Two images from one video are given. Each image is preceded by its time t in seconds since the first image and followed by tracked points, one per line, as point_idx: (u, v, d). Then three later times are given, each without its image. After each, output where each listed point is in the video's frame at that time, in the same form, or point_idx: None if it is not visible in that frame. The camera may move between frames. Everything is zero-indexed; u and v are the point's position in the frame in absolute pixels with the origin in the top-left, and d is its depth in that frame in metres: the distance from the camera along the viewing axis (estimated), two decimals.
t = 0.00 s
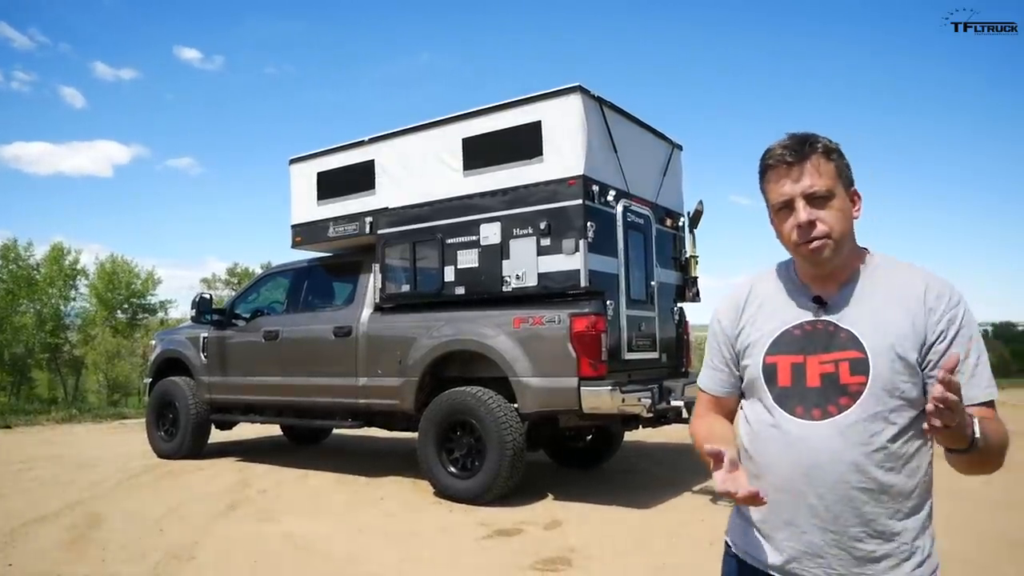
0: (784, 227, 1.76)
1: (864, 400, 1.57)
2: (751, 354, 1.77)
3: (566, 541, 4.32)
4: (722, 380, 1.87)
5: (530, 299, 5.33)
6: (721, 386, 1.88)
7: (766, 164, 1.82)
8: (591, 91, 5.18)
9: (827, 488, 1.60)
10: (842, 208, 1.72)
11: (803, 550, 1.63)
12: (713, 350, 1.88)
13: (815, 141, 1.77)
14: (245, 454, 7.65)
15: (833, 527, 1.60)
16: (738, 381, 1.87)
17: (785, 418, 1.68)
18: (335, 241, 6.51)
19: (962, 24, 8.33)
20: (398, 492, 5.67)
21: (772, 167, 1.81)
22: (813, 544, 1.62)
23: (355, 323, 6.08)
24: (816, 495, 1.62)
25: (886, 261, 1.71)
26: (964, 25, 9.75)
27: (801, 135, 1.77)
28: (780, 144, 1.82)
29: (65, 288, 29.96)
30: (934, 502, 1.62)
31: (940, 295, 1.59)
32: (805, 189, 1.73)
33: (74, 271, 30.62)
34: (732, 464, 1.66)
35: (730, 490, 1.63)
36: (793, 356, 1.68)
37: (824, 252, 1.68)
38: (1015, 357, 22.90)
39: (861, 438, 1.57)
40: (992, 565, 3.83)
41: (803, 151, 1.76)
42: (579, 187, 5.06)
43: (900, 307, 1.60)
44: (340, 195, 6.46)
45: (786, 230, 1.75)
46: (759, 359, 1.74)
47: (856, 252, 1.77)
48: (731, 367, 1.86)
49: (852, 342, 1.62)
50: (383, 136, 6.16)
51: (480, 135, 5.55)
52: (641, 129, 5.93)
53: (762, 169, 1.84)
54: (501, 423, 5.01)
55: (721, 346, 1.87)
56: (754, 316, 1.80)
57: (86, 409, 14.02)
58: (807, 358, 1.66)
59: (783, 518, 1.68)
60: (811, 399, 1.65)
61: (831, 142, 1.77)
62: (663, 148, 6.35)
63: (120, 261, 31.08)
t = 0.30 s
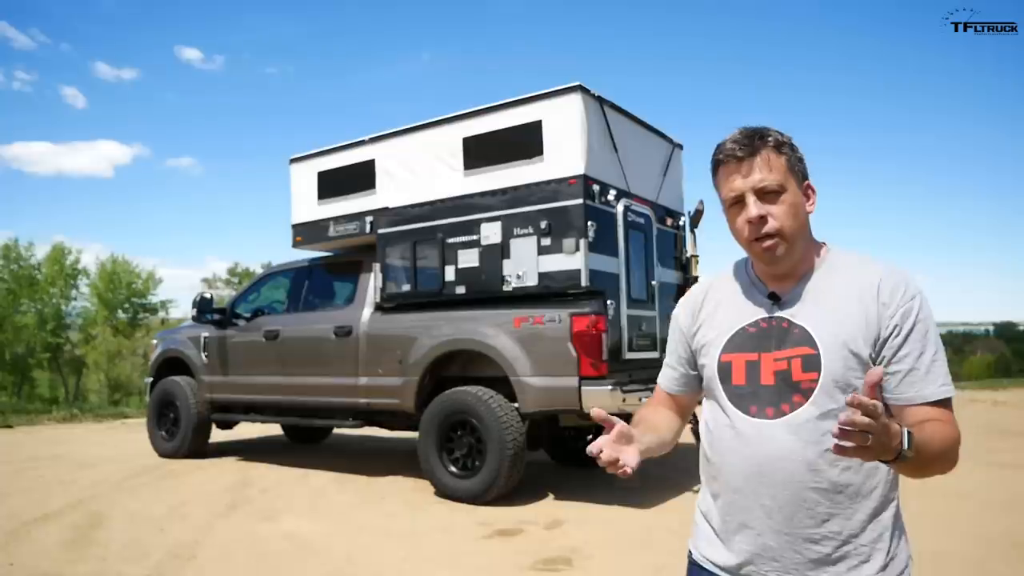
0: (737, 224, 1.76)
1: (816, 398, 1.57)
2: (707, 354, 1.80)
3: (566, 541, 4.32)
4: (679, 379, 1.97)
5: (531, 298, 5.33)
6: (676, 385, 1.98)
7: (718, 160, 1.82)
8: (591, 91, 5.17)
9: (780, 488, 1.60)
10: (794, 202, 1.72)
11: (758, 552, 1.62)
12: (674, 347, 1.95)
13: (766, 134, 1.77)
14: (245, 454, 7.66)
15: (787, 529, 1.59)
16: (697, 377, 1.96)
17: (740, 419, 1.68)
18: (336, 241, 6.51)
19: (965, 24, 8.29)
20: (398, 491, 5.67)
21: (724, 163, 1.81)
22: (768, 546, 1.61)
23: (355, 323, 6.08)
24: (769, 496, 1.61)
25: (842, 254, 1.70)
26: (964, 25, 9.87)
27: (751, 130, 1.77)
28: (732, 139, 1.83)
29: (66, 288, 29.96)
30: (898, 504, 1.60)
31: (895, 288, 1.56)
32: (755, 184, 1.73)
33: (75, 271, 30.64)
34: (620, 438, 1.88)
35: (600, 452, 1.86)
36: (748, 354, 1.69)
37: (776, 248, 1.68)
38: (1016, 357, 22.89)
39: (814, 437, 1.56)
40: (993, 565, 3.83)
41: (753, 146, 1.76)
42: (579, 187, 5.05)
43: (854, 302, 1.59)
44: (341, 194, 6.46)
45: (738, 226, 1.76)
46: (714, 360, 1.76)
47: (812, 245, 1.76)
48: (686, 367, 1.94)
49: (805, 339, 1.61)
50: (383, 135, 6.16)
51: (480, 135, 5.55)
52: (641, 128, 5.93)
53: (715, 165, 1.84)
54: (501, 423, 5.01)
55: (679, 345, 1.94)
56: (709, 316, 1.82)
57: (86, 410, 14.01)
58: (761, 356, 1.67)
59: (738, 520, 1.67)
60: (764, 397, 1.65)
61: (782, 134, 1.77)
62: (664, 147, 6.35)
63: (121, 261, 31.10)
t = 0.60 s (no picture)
0: (694, 227, 1.76)
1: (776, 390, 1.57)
2: (668, 359, 1.79)
3: (569, 541, 4.32)
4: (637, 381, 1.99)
5: (534, 299, 5.32)
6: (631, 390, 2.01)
7: (674, 163, 1.83)
8: (594, 91, 5.17)
9: (749, 485, 1.59)
10: (750, 206, 1.73)
11: (733, 554, 1.60)
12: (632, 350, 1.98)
13: (721, 139, 1.79)
14: (249, 454, 7.67)
15: (759, 528, 1.57)
16: (656, 378, 1.99)
17: (704, 419, 1.67)
18: (340, 242, 6.52)
19: (969, 24, 8.26)
20: (401, 491, 5.68)
21: (680, 166, 1.82)
22: (743, 547, 1.59)
23: (359, 323, 6.08)
24: (739, 495, 1.60)
25: (793, 252, 1.73)
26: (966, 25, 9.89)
27: (707, 134, 1.78)
28: (687, 142, 1.84)
29: (70, 288, 30.02)
30: (870, 495, 1.60)
31: (847, 276, 1.58)
32: (712, 188, 1.74)
33: (79, 271, 30.72)
34: (533, 364, 1.92)
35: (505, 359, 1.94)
36: (709, 354, 1.68)
37: (732, 250, 1.69)
38: (1021, 357, 22.83)
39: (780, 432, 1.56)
40: (998, 565, 3.82)
41: (709, 150, 1.77)
42: (582, 187, 5.05)
43: (809, 293, 1.60)
44: (344, 195, 6.47)
45: (695, 229, 1.76)
46: (674, 367, 1.76)
47: (767, 248, 1.77)
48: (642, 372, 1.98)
49: (763, 333, 1.61)
50: (386, 136, 6.16)
51: (482, 135, 5.55)
52: (644, 129, 5.93)
53: (672, 169, 1.85)
54: (505, 423, 5.01)
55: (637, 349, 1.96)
56: (668, 324, 1.82)
57: (90, 410, 14.05)
58: (722, 356, 1.66)
59: (711, 522, 1.65)
60: (726, 396, 1.64)
61: (736, 140, 1.78)
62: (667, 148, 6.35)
63: (125, 261, 31.19)
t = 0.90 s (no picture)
0: (670, 225, 1.76)
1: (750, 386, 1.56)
2: (648, 362, 1.79)
3: (571, 541, 4.32)
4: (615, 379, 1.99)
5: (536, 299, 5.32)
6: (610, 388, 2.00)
7: (651, 162, 1.82)
8: (596, 91, 5.17)
9: (728, 484, 1.59)
10: (725, 205, 1.73)
11: (714, 555, 1.59)
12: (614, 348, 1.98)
13: (698, 138, 1.78)
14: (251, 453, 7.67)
15: (740, 527, 1.56)
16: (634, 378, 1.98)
17: (683, 420, 1.68)
18: (342, 241, 6.52)
19: (968, 22, 8.19)
20: (402, 491, 5.67)
21: (656, 166, 1.81)
22: (723, 547, 1.58)
23: (361, 323, 6.08)
24: (718, 494, 1.60)
25: (767, 249, 1.73)
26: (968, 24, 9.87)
27: (684, 133, 1.78)
28: (664, 141, 1.83)
29: (73, 288, 30.07)
30: (855, 493, 1.58)
31: (820, 271, 1.58)
32: (688, 186, 1.73)
33: (81, 271, 30.75)
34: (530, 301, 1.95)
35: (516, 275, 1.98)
36: (687, 354, 1.69)
37: (708, 249, 1.69)
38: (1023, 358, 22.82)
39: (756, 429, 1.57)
40: (1001, 566, 3.81)
41: (686, 149, 1.77)
42: (584, 187, 5.05)
43: (783, 289, 1.60)
44: (346, 194, 6.47)
45: (671, 228, 1.76)
46: (654, 370, 1.75)
47: (745, 246, 1.77)
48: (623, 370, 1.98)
49: (737, 331, 1.62)
50: (388, 136, 6.16)
51: (484, 135, 5.55)
52: (646, 128, 5.92)
53: (648, 168, 1.84)
54: (507, 423, 5.01)
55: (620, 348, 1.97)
56: (650, 326, 1.82)
57: (92, 409, 14.07)
58: (699, 355, 1.66)
59: (692, 523, 1.65)
60: (703, 395, 1.65)
61: (712, 139, 1.79)
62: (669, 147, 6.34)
63: (127, 261, 31.22)
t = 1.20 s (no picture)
0: (670, 219, 1.76)
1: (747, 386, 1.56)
2: (645, 361, 1.78)
3: (572, 540, 4.31)
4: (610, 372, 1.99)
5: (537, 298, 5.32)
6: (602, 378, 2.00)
7: (656, 155, 1.82)
8: (597, 90, 5.16)
9: (723, 486, 1.58)
10: (727, 203, 1.73)
11: (710, 557, 1.59)
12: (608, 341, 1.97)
13: (704, 133, 1.78)
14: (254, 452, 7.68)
15: (735, 529, 1.56)
16: (625, 369, 1.99)
17: (680, 421, 1.68)
18: (343, 241, 6.52)
19: (969, 23, 8.18)
20: (404, 490, 5.68)
21: (661, 159, 1.81)
22: (719, 549, 1.57)
23: (362, 322, 6.09)
24: (713, 495, 1.60)
25: (767, 248, 1.72)
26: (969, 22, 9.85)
27: (691, 128, 1.78)
28: (670, 135, 1.83)
29: (75, 287, 30.14)
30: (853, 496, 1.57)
31: (819, 271, 1.57)
32: (691, 181, 1.73)
33: (83, 269, 30.81)
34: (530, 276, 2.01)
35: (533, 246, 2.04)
36: (685, 355, 1.68)
37: (707, 245, 1.68)
38: None
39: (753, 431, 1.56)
40: (1002, 566, 3.80)
41: (692, 143, 1.77)
42: (586, 186, 5.04)
43: (782, 289, 1.59)
44: (348, 193, 6.47)
45: (671, 222, 1.76)
46: (651, 370, 1.74)
47: (745, 245, 1.76)
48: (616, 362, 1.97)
49: (735, 331, 1.61)
50: (389, 135, 6.16)
51: (485, 135, 5.55)
52: (648, 127, 5.91)
53: (652, 160, 1.84)
54: (508, 422, 5.01)
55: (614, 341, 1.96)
56: (647, 324, 1.81)
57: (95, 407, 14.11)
58: (697, 356, 1.66)
59: (687, 525, 1.64)
60: (699, 395, 1.64)
61: (719, 136, 1.78)
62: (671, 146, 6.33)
63: (130, 260, 31.28)
